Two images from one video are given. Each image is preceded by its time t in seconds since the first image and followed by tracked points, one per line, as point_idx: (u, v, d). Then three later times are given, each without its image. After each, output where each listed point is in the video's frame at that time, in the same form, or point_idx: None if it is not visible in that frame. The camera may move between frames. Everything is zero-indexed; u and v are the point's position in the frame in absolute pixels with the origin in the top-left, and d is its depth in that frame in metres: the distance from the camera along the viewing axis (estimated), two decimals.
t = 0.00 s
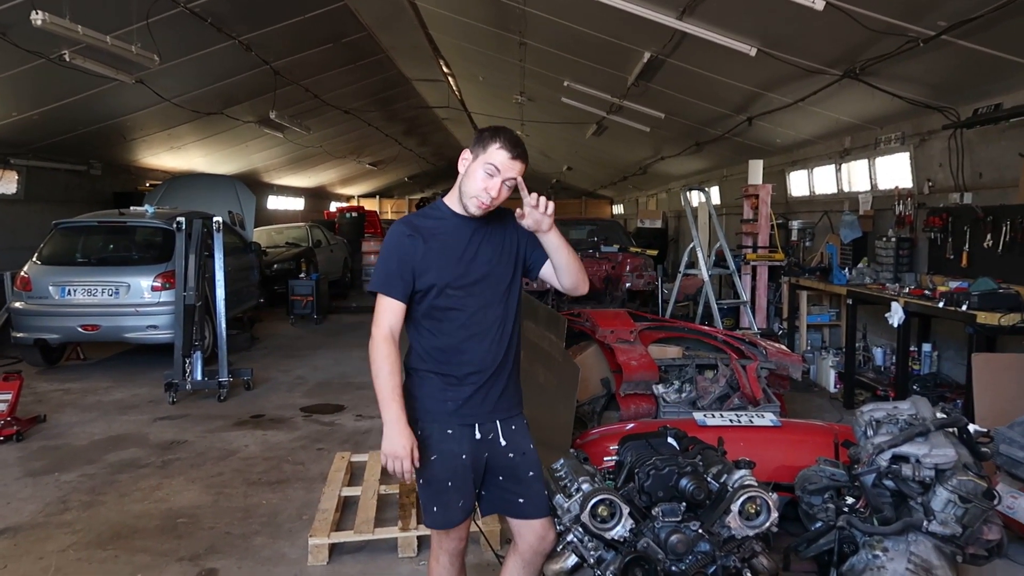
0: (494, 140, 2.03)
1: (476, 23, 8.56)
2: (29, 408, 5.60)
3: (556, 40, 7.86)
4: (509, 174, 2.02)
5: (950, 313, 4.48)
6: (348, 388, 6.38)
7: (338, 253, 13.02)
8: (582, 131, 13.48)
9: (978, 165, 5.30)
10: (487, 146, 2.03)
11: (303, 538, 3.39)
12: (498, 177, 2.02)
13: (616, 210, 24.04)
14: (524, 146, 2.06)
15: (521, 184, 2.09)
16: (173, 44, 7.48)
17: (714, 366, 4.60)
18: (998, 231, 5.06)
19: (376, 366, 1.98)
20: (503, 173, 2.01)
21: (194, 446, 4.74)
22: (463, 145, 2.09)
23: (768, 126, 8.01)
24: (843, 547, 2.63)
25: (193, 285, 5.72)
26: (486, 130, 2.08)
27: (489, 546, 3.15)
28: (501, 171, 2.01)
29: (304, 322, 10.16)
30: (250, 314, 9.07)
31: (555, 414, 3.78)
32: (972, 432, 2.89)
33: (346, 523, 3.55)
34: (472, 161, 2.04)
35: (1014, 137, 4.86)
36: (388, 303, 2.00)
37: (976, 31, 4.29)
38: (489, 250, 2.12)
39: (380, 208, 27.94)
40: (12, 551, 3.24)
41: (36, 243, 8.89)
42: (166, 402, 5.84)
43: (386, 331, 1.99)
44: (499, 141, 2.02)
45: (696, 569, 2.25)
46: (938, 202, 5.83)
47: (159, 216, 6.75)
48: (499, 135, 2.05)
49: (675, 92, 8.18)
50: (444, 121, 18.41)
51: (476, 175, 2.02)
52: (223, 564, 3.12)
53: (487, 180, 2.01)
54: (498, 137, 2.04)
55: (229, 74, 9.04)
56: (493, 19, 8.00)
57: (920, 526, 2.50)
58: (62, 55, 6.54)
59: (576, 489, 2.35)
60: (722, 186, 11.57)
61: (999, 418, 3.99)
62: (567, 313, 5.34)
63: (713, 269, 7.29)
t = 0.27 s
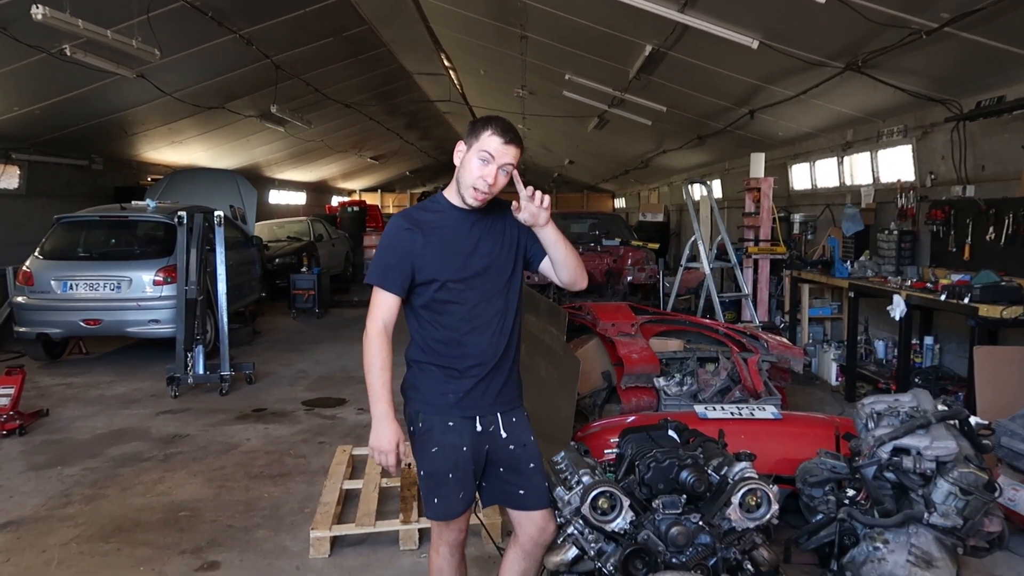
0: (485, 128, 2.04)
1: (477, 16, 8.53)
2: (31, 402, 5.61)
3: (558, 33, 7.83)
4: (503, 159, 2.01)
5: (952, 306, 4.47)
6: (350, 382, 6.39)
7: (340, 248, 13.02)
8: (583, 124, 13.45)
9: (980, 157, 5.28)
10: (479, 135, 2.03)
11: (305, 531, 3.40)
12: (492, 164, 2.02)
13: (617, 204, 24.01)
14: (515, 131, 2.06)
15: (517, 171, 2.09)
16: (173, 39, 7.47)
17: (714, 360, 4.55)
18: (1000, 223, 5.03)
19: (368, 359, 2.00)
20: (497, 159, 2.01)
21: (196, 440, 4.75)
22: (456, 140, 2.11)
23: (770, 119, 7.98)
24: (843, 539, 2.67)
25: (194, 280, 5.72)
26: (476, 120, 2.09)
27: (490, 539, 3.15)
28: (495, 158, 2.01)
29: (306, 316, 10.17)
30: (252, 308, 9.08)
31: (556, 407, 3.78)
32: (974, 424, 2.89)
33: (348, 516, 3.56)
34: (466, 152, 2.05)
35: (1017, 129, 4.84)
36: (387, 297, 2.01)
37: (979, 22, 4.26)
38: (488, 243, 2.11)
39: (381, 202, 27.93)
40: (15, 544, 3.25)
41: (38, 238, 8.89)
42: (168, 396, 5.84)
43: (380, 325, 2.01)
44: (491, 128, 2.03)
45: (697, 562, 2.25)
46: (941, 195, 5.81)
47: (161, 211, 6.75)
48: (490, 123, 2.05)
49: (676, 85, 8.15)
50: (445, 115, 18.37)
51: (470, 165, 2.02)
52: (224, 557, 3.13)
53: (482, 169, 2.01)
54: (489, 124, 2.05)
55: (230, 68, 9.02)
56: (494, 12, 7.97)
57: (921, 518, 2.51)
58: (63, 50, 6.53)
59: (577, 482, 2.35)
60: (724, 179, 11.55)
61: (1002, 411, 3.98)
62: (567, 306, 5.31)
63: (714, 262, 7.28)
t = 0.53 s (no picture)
0: (472, 110, 1.98)
1: None
2: (15, 380, 5.55)
3: (547, 8, 7.73)
4: (502, 135, 1.99)
5: (936, 284, 4.51)
6: (338, 360, 6.38)
7: (326, 225, 12.92)
8: (571, 101, 13.35)
9: (967, 136, 5.30)
10: (470, 120, 1.97)
11: (294, 508, 3.40)
12: (495, 146, 2.00)
13: (605, 181, 23.95)
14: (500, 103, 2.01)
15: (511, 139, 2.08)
16: (155, 11, 7.30)
17: (703, 338, 4.60)
18: (985, 202, 5.10)
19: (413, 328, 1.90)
20: (498, 138, 1.99)
21: (183, 418, 4.72)
22: (442, 129, 2.03)
23: (759, 96, 7.96)
24: (828, 515, 2.71)
25: (180, 257, 5.65)
26: (456, 103, 2.00)
27: (479, 516, 3.17)
28: (496, 138, 1.98)
29: (293, 294, 10.11)
30: (237, 286, 9.00)
31: (545, 385, 3.80)
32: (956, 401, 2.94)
33: (337, 493, 3.57)
34: (463, 141, 2.00)
35: (1004, 109, 4.86)
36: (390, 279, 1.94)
37: None
38: (481, 225, 2.11)
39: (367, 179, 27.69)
40: (2, 522, 3.23)
41: (18, 213, 8.73)
42: (154, 374, 5.80)
43: (398, 300, 1.93)
44: (479, 109, 1.97)
45: (684, 538, 2.29)
46: (927, 173, 5.83)
47: (145, 188, 6.65)
48: (475, 102, 1.99)
49: (666, 62, 8.10)
50: (432, 91, 18.17)
51: (474, 153, 1.99)
52: (214, 535, 3.13)
53: (488, 154, 1.99)
54: (473, 104, 1.99)
55: (213, 42, 8.84)
56: None
57: (905, 494, 2.53)
58: (41, 21, 6.37)
59: (566, 459, 2.35)
60: (712, 157, 11.54)
61: (982, 388, 4.06)
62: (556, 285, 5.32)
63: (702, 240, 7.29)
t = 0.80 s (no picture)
0: (457, 105, 2.01)
1: None
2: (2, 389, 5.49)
3: (537, 15, 7.75)
4: (482, 133, 1.98)
5: (925, 288, 4.54)
6: (329, 367, 6.35)
7: (318, 231, 12.88)
8: (562, 107, 13.38)
9: (954, 141, 5.34)
10: (452, 113, 2.01)
11: (285, 516, 3.38)
12: (474, 141, 1.99)
13: (596, 186, 24.00)
14: (489, 102, 2.02)
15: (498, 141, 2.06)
16: (145, 17, 7.27)
17: (693, 343, 4.61)
18: (973, 206, 5.16)
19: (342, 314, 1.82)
20: (477, 134, 1.98)
21: (173, 426, 4.69)
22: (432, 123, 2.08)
23: (749, 102, 8.00)
24: (820, 518, 2.71)
25: (170, 264, 5.61)
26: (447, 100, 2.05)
27: (471, 522, 3.16)
28: (474, 133, 1.98)
29: (284, 301, 10.06)
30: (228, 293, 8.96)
31: (537, 390, 3.79)
32: (945, 404, 2.95)
33: (328, 501, 3.55)
34: (444, 134, 2.02)
35: (991, 113, 4.90)
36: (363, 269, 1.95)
37: (956, 6, 4.29)
38: (477, 230, 2.09)
39: (359, 185, 27.65)
40: None
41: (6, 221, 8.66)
42: (144, 382, 5.76)
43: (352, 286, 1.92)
44: (463, 104, 1.99)
45: (676, 542, 2.28)
46: (916, 178, 5.87)
47: (134, 194, 6.61)
48: (461, 99, 2.02)
49: (656, 67, 8.13)
50: (424, 97, 18.18)
51: (451, 146, 2.00)
52: (204, 544, 3.10)
53: (464, 148, 1.99)
54: (461, 100, 2.02)
55: (203, 48, 8.82)
56: None
57: (895, 497, 2.55)
58: (29, 28, 6.33)
59: (558, 464, 2.34)
60: (703, 162, 11.59)
61: (972, 391, 4.08)
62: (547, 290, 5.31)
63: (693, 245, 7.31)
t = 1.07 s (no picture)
0: (467, 107, 2.00)
1: None
2: None
3: (537, 16, 7.76)
4: (492, 135, 1.97)
5: (923, 291, 4.55)
6: (327, 367, 6.34)
7: (316, 231, 12.87)
8: (561, 108, 13.39)
9: (952, 143, 5.35)
10: (462, 115, 2.00)
11: (282, 517, 3.37)
12: (484, 143, 1.98)
13: (595, 187, 24.01)
14: (500, 104, 2.01)
15: (509, 143, 2.04)
16: (143, 17, 7.26)
17: (692, 344, 4.59)
18: (971, 209, 5.16)
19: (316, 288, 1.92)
20: (487, 136, 1.97)
21: (171, 426, 4.68)
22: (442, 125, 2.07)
23: (747, 104, 8.01)
24: (819, 521, 2.70)
25: (168, 263, 5.60)
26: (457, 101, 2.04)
27: (469, 524, 3.15)
28: (484, 135, 1.97)
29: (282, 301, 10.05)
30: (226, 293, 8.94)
31: (536, 391, 3.79)
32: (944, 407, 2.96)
33: (326, 501, 3.54)
34: (454, 135, 2.01)
35: (990, 117, 4.91)
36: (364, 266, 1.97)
37: (954, 9, 4.29)
38: (485, 233, 2.08)
39: (358, 185, 27.65)
40: None
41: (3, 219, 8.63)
42: (141, 381, 5.74)
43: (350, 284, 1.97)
44: (473, 106, 1.99)
45: (676, 545, 2.28)
46: (914, 180, 5.89)
47: (132, 194, 6.60)
48: (472, 101, 2.01)
49: (655, 69, 8.13)
50: (423, 98, 18.18)
51: (462, 148, 1.99)
52: (202, 544, 3.09)
53: (475, 150, 1.98)
54: (471, 101, 2.01)
55: (202, 47, 8.81)
56: None
57: (895, 500, 2.55)
58: (27, 26, 6.32)
59: (557, 466, 2.34)
60: (701, 164, 11.60)
61: (971, 394, 4.09)
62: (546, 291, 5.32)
63: (691, 247, 7.32)
